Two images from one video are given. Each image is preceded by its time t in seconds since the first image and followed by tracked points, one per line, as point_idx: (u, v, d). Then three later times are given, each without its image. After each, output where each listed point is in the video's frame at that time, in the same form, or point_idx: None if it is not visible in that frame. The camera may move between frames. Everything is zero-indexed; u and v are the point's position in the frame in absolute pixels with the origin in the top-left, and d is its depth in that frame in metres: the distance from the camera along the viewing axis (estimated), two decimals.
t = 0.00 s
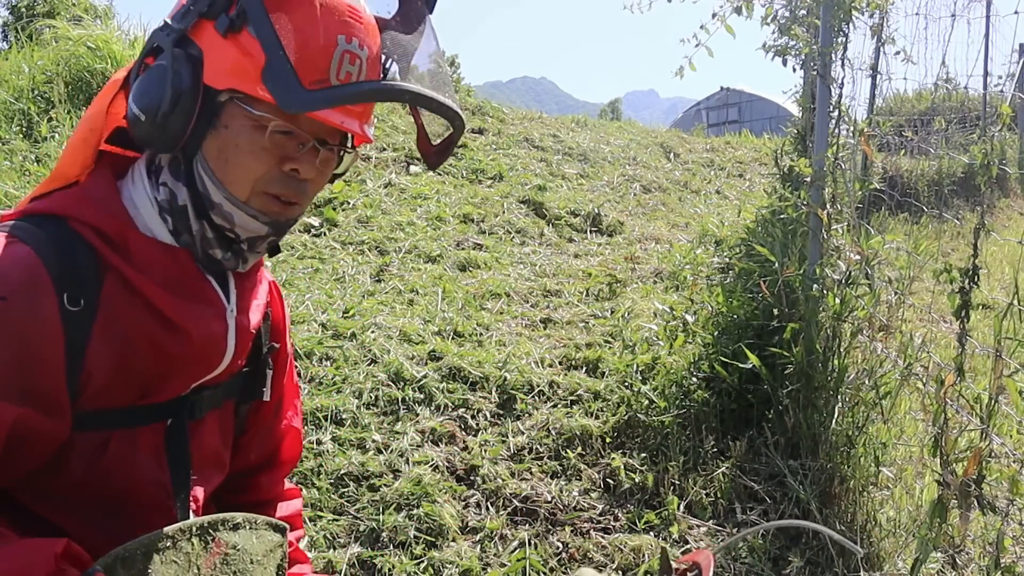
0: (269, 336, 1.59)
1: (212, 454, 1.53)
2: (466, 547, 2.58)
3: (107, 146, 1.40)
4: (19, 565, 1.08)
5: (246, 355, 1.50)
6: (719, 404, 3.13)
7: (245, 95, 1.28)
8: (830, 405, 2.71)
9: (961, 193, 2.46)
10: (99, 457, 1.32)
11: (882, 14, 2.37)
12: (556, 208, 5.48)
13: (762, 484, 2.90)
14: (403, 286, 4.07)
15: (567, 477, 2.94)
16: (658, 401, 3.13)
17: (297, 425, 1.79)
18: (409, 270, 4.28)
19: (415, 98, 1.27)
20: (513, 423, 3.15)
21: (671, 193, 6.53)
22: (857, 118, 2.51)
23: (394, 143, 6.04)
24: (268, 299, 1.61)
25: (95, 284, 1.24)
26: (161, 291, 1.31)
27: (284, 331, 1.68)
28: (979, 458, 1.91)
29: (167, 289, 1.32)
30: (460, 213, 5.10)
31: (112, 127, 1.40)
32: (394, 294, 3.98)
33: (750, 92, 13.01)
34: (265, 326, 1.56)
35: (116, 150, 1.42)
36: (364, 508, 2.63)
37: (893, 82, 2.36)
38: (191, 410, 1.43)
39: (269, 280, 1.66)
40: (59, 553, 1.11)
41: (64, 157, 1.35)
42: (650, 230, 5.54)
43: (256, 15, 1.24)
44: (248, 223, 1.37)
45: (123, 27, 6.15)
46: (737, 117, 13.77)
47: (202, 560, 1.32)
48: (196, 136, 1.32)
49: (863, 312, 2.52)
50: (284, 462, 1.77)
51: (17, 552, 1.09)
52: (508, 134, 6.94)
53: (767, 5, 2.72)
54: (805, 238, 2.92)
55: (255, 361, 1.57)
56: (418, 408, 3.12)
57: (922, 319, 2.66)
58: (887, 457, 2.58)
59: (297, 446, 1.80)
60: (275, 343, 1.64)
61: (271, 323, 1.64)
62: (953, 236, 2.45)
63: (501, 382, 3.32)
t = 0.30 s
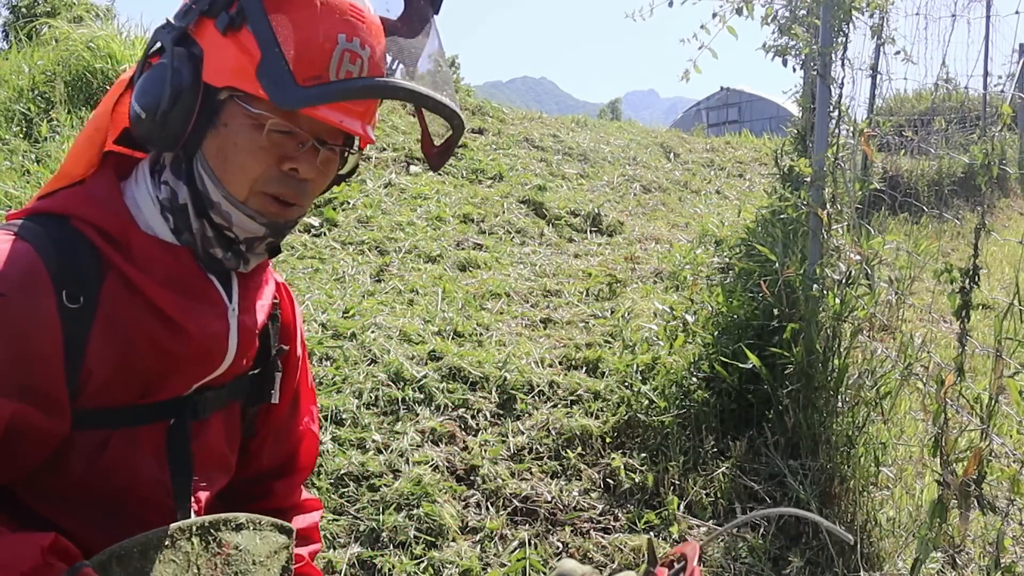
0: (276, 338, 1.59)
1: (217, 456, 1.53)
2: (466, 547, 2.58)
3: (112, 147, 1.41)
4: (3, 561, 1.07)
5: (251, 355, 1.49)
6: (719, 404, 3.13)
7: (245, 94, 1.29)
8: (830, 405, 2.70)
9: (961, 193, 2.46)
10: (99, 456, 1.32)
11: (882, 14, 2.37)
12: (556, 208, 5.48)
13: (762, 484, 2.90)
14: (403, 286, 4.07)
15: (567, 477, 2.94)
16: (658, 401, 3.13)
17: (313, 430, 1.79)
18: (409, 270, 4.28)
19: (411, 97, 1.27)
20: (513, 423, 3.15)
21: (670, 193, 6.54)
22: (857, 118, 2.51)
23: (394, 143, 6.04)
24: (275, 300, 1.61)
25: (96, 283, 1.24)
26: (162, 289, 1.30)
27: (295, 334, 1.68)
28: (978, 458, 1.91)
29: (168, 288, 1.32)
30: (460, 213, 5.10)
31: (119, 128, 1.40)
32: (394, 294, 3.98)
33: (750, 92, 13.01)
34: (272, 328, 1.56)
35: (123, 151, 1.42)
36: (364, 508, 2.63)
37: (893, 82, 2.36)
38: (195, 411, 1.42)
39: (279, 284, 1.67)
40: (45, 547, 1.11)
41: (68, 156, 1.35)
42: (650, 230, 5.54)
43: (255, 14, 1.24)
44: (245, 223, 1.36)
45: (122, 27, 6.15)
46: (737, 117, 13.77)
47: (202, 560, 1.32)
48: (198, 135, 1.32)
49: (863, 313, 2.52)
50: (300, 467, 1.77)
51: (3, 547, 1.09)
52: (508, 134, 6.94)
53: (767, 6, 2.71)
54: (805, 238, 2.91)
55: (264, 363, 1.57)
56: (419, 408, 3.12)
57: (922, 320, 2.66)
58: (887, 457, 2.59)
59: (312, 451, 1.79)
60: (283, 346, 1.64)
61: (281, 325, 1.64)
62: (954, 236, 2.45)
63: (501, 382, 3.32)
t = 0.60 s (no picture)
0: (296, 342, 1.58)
1: (225, 462, 1.52)
2: (466, 547, 2.58)
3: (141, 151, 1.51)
4: None
5: (263, 362, 1.48)
6: (719, 404, 3.13)
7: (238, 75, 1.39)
8: (829, 405, 2.70)
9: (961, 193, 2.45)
10: (103, 456, 1.32)
11: (882, 14, 2.37)
12: (556, 208, 5.48)
13: (762, 483, 2.90)
14: (403, 286, 4.07)
15: (567, 478, 2.94)
16: (658, 401, 3.13)
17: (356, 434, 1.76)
18: (409, 270, 4.28)
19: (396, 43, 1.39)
20: (513, 423, 3.15)
21: (671, 193, 6.53)
22: (857, 118, 2.51)
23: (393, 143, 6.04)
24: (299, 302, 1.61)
25: (104, 282, 1.25)
26: (170, 292, 1.30)
27: (320, 338, 1.67)
28: (978, 458, 1.91)
29: (177, 291, 1.32)
30: (460, 213, 5.10)
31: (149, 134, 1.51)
32: (394, 294, 3.98)
33: (750, 92, 13.01)
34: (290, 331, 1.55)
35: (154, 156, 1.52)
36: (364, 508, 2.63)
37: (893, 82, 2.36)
38: (202, 417, 1.41)
39: (308, 287, 1.67)
40: (33, 548, 1.10)
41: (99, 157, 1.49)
42: (650, 230, 5.54)
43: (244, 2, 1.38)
44: (236, 208, 1.37)
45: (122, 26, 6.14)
46: (737, 117, 13.77)
47: (205, 563, 1.32)
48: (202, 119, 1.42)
49: (863, 313, 2.52)
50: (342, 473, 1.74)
51: None
52: (507, 134, 6.94)
53: (767, 5, 2.71)
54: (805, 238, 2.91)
55: (283, 368, 1.57)
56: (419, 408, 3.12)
57: (922, 319, 2.66)
58: (887, 457, 2.60)
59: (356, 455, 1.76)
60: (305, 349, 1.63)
61: (306, 328, 1.64)
62: (953, 236, 2.45)
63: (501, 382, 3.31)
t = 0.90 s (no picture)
0: (293, 341, 1.58)
1: (224, 461, 1.52)
2: (466, 547, 2.58)
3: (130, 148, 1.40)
4: None
5: (262, 361, 1.48)
6: (719, 404, 3.13)
7: (262, 112, 1.28)
8: (830, 405, 2.70)
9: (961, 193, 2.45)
10: (102, 456, 1.32)
11: (882, 14, 2.37)
12: (556, 208, 5.48)
13: (762, 483, 2.90)
14: (403, 286, 4.07)
15: (567, 477, 2.94)
16: (658, 401, 3.13)
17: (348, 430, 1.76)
18: (409, 270, 4.28)
19: (428, 130, 1.21)
20: (513, 423, 3.15)
21: (670, 193, 6.53)
22: (857, 118, 2.51)
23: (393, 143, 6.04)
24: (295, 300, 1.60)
25: (103, 284, 1.24)
26: (169, 294, 1.30)
27: (316, 337, 1.66)
28: (978, 458, 1.91)
29: (175, 293, 1.32)
30: (460, 213, 5.10)
31: (137, 129, 1.41)
32: (394, 294, 3.98)
33: (749, 92, 13.02)
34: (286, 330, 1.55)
35: (142, 152, 1.43)
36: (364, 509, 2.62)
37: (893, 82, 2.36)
38: (201, 416, 1.41)
39: (303, 286, 1.65)
40: (31, 544, 1.10)
41: (85, 157, 1.36)
42: (650, 230, 5.54)
43: (275, 35, 1.23)
44: (260, 240, 1.36)
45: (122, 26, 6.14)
46: (737, 117, 13.78)
47: (204, 558, 1.33)
48: (217, 147, 1.33)
49: (863, 313, 2.53)
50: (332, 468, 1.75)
51: None
52: (507, 134, 6.94)
53: (767, 5, 2.71)
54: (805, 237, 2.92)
55: (278, 367, 1.57)
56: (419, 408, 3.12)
57: (922, 319, 2.67)
58: (887, 457, 2.60)
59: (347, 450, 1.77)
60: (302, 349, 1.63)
61: (302, 327, 1.63)
62: (954, 236, 2.45)
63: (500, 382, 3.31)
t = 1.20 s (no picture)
0: (291, 342, 1.58)
1: (222, 462, 1.51)
2: (466, 547, 2.58)
3: (132, 151, 1.40)
4: None
5: (261, 362, 1.48)
6: (719, 404, 3.14)
7: (265, 115, 1.29)
8: (830, 405, 2.70)
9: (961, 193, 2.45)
10: (103, 458, 1.32)
11: (882, 14, 2.37)
12: (556, 208, 5.48)
13: (762, 483, 2.90)
14: (403, 286, 4.07)
15: (567, 477, 2.94)
16: (658, 401, 3.13)
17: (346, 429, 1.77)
18: (409, 270, 4.28)
19: (431, 133, 1.23)
20: (513, 423, 3.14)
21: (670, 193, 6.53)
22: (857, 118, 2.51)
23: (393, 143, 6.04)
24: (293, 302, 1.60)
25: (103, 287, 1.24)
26: (170, 297, 1.30)
27: (315, 339, 1.65)
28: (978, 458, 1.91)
29: (176, 295, 1.32)
30: (460, 213, 5.10)
31: (138, 132, 1.41)
32: (394, 294, 3.98)
33: (750, 92, 13.01)
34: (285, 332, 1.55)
35: (143, 155, 1.42)
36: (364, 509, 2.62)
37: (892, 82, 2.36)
38: (200, 418, 1.40)
39: (302, 287, 1.64)
40: (38, 549, 1.10)
41: (87, 160, 1.35)
42: (650, 230, 5.54)
43: (280, 37, 1.23)
44: (261, 242, 1.37)
45: (123, 26, 6.14)
46: (737, 117, 13.78)
47: (204, 560, 1.33)
48: (219, 148, 1.33)
49: (863, 313, 2.53)
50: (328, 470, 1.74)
51: None
52: (507, 134, 6.94)
53: (767, 5, 2.71)
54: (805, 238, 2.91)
55: (277, 368, 1.57)
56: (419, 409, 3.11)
57: (922, 319, 2.67)
58: (887, 457, 2.60)
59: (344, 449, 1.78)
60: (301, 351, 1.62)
61: (301, 329, 1.62)
62: (954, 236, 2.45)
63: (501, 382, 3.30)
